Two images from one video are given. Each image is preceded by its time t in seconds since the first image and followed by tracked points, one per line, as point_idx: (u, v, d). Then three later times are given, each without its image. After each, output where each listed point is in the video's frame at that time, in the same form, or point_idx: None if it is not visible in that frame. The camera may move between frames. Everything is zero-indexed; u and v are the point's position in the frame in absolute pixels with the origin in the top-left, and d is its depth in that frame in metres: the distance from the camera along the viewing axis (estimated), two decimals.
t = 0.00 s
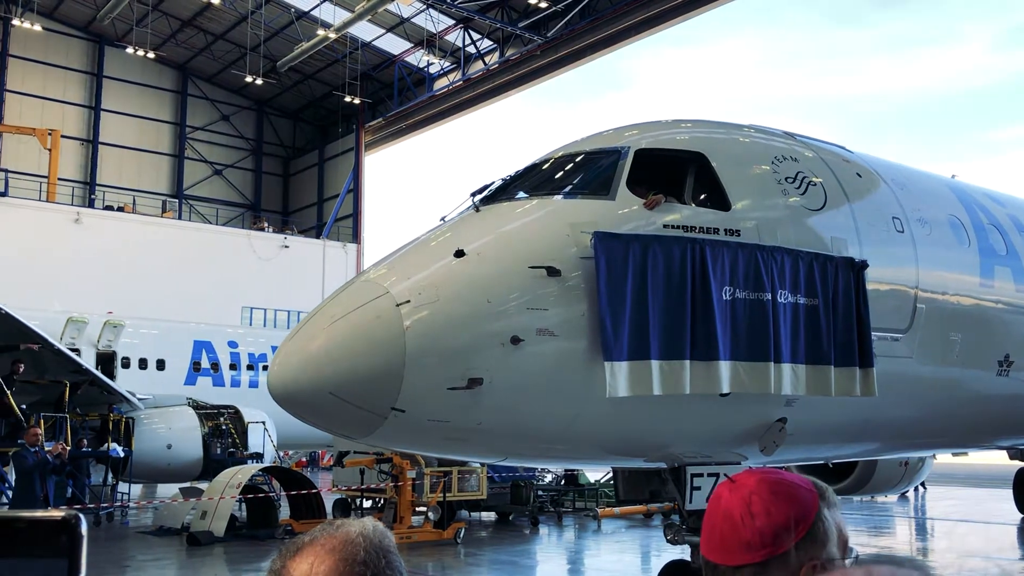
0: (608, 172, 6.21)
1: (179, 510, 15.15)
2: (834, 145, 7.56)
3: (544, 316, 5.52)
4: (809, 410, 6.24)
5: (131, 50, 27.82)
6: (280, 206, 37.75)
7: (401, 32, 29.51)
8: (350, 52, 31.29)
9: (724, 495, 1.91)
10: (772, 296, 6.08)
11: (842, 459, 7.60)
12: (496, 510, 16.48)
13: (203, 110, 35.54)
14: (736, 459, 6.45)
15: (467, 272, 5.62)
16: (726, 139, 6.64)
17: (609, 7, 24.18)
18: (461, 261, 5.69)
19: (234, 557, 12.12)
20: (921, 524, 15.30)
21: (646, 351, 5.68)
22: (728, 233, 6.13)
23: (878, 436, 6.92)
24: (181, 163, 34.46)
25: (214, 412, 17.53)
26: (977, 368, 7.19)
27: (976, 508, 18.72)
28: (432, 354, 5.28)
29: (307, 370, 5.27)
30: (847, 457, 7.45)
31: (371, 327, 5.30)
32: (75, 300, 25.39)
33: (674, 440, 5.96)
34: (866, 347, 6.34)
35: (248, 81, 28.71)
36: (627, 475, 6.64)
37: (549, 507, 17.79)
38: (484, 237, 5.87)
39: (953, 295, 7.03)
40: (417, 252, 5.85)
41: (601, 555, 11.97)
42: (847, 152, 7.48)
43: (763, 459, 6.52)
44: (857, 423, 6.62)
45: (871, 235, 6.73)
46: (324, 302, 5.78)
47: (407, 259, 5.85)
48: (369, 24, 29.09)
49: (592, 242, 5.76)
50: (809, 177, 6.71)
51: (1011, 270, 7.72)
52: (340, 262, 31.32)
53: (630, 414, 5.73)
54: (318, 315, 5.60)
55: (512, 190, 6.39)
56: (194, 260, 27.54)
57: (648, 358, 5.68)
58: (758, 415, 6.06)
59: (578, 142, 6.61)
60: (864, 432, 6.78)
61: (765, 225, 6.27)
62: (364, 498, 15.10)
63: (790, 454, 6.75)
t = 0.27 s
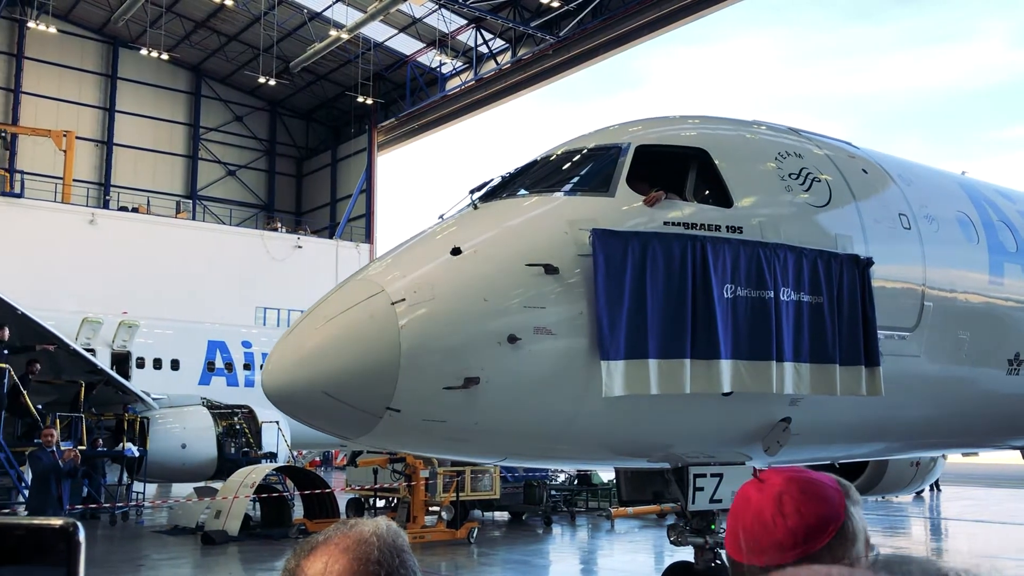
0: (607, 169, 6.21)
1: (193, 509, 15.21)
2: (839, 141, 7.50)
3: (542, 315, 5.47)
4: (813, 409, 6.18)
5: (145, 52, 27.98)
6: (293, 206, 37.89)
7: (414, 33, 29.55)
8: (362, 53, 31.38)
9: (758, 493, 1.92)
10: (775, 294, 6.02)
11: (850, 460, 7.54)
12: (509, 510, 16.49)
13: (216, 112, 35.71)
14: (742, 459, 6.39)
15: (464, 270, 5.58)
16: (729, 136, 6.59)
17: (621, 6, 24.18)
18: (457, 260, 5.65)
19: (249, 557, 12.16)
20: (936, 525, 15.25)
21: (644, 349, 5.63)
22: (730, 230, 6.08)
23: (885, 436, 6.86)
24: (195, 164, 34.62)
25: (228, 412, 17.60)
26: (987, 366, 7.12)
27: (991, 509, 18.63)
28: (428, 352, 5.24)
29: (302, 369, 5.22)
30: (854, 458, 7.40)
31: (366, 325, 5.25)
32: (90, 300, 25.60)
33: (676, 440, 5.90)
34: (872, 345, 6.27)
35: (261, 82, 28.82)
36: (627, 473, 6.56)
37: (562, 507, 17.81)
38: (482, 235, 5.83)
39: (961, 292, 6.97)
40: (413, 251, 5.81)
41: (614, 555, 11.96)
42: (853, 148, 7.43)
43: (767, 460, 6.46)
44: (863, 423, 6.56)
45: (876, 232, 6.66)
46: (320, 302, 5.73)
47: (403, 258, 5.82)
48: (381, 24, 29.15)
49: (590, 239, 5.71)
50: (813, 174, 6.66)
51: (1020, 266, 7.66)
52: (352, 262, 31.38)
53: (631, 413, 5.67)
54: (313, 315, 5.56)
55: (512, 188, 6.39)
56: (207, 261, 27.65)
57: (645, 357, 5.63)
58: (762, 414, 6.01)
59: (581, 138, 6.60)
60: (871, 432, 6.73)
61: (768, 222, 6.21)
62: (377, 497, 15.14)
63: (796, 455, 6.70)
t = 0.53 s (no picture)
0: (607, 165, 6.19)
1: (208, 509, 15.29)
2: (844, 137, 7.45)
3: (539, 313, 5.45)
4: (815, 408, 6.16)
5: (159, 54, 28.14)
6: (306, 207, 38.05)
7: (426, 33, 29.59)
8: (375, 53, 31.47)
9: (800, 497, 1.97)
10: (776, 292, 6.01)
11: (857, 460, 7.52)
12: (522, 510, 16.51)
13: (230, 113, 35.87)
14: (745, 459, 6.37)
15: (459, 268, 5.55)
16: (731, 132, 6.56)
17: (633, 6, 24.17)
18: (453, 257, 5.62)
19: (264, 556, 12.22)
20: (951, 524, 15.21)
21: (642, 348, 5.61)
22: (731, 227, 6.05)
23: (892, 435, 6.83)
24: (209, 164, 34.81)
25: (242, 411, 17.99)
26: (996, 364, 7.08)
27: (1007, 508, 18.56)
28: (423, 351, 5.22)
29: (296, 368, 5.20)
30: (860, 458, 7.38)
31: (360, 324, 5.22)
32: (105, 300, 25.81)
33: (678, 439, 5.90)
34: (876, 343, 6.26)
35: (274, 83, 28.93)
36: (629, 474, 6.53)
37: (575, 506, 17.84)
38: (479, 233, 5.80)
39: (968, 290, 6.93)
40: (409, 248, 5.78)
41: (627, 554, 11.98)
42: (858, 144, 7.39)
43: (770, 460, 6.44)
44: (868, 422, 6.53)
45: (881, 228, 6.62)
46: (314, 299, 5.70)
47: (399, 255, 5.78)
48: (394, 25, 29.21)
49: (588, 236, 5.69)
50: (817, 170, 6.62)
51: None
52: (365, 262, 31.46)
53: (632, 413, 5.66)
54: (307, 312, 5.53)
55: (512, 185, 6.38)
56: (221, 261, 27.76)
57: (643, 356, 5.61)
58: (763, 413, 6.00)
59: (587, 133, 6.58)
60: (876, 432, 6.70)
61: (769, 219, 6.18)
62: (391, 496, 15.21)
63: (801, 454, 6.67)
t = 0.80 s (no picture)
0: (609, 162, 6.18)
1: (224, 507, 15.42)
2: (853, 132, 7.43)
3: (536, 311, 5.47)
4: (820, 407, 6.17)
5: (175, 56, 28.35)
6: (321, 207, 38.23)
7: (440, 33, 29.66)
8: (389, 54, 31.57)
9: (839, 500, 2.00)
10: (780, 290, 6.01)
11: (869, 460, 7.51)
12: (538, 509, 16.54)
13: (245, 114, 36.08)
14: (750, 459, 6.39)
15: (456, 266, 5.58)
16: (736, 127, 6.54)
17: (647, 4, 24.15)
18: (450, 256, 5.65)
19: (280, 554, 12.33)
20: (970, 525, 15.16)
21: (642, 346, 5.64)
22: (734, 223, 6.05)
23: (901, 434, 6.82)
24: (225, 166, 35.03)
25: (258, 411, 18.07)
26: (1009, 362, 7.05)
27: None
28: (419, 350, 5.25)
29: (291, 368, 5.25)
30: (871, 458, 7.38)
31: (357, 323, 5.26)
32: (123, 301, 26.05)
33: (683, 439, 5.92)
34: (883, 341, 6.24)
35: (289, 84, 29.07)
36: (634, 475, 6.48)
37: (591, 506, 17.87)
38: (479, 231, 5.82)
39: (979, 287, 6.90)
40: (407, 246, 5.80)
41: (642, 554, 12.01)
42: (867, 140, 7.36)
43: (776, 459, 6.45)
44: (876, 421, 6.53)
45: (889, 225, 6.60)
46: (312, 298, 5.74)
47: (396, 253, 5.81)
48: (408, 26, 29.30)
49: (587, 233, 5.71)
50: (823, 166, 6.60)
51: None
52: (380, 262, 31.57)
53: (636, 412, 5.68)
54: (304, 312, 5.58)
55: (514, 182, 6.38)
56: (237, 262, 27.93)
57: (643, 354, 5.64)
58: (767, 412, 6.01)
59: (591, 128, 6.58)
60: (885, 431, 6.69)
61: (773, 216, 6.17)
62: (406, 496, 15.29)
63: (807, 454, 6.68)
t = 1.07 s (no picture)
0: (610, 157, 6.15)
1: (242, 506, 15.53)
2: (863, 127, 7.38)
3: (534, 309, 5.47)
4: (826, 406, 6.15)
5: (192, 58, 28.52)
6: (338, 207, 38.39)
7: (456, 33, 29.68)
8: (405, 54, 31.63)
9: (873, 501, 1.99)
10: (786, 287, 6.00)
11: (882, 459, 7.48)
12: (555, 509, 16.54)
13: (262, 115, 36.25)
14: (758, 459, 6.38)
15: (453, 264, 5.58)
16: (742, 122, 6.51)
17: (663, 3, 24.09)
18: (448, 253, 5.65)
19: (298, 554, 12.38)
20: (991, 525, 15.06)
21: (643, 344, 5.64)
22: (738, 220, 6.04)
23: (913, 433, 6.79)
24: (242, 167, 35.23)
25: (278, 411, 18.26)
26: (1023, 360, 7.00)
27: None
28: (416, 349, 5.26)
29: (287, 369, 5.27)
30: (884, 458, 7.35)
31: (353, 322, 5.27)
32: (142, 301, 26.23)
33: (689, 439, 5.92)
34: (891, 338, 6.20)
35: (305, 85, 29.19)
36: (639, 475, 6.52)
37: (608, 506, 17.87)
38: (478, 228, 5.82)
39: (991, 283, 6.85)
40: (405, 244, 5.81)
41: (660, 553, 11.99)
42: (876, 134, 7.32)
43: (784, 459, 6.44)
44: (886, 420, 6.50)
45: (898, 221, 6.56)
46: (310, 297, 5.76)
47: (394, 250, 5.82)
48: (423, 26, 29.34)
49: (587, 229, 5.71)
50: (830, 161, 6.56)
51: None
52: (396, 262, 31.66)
53: (640, 411, 5.69)
54: (301, 311, 5.60)
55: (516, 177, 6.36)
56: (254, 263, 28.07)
57: (645, 351, 5.64)
58: (774, 411, 6.01)
59: (596, 123, 6.54)
60: (896, 430, 6.66)
61: (779, 212, 6.15)
62: (423, 495, 15.33)
63: (816, 454, 6.67)
